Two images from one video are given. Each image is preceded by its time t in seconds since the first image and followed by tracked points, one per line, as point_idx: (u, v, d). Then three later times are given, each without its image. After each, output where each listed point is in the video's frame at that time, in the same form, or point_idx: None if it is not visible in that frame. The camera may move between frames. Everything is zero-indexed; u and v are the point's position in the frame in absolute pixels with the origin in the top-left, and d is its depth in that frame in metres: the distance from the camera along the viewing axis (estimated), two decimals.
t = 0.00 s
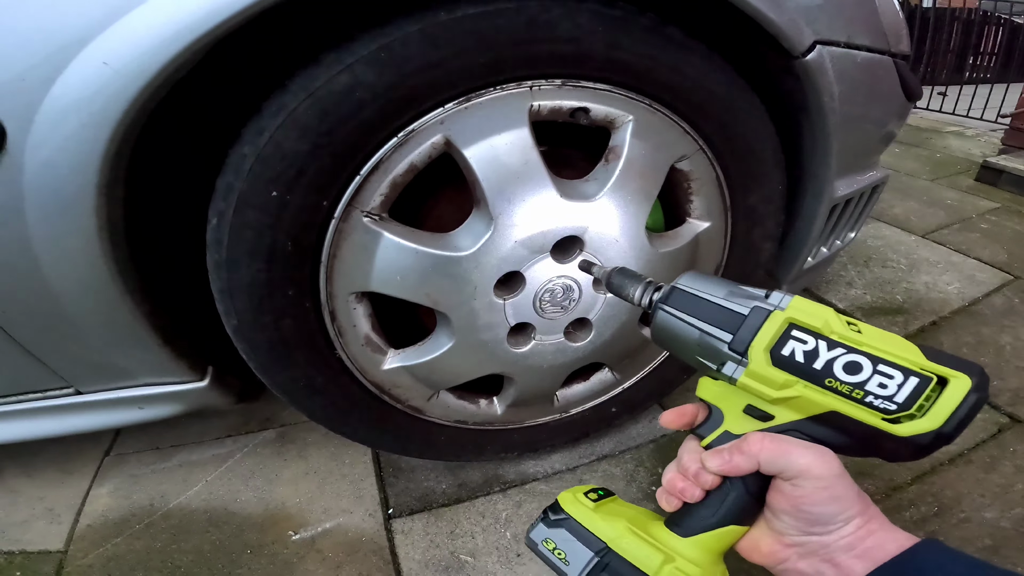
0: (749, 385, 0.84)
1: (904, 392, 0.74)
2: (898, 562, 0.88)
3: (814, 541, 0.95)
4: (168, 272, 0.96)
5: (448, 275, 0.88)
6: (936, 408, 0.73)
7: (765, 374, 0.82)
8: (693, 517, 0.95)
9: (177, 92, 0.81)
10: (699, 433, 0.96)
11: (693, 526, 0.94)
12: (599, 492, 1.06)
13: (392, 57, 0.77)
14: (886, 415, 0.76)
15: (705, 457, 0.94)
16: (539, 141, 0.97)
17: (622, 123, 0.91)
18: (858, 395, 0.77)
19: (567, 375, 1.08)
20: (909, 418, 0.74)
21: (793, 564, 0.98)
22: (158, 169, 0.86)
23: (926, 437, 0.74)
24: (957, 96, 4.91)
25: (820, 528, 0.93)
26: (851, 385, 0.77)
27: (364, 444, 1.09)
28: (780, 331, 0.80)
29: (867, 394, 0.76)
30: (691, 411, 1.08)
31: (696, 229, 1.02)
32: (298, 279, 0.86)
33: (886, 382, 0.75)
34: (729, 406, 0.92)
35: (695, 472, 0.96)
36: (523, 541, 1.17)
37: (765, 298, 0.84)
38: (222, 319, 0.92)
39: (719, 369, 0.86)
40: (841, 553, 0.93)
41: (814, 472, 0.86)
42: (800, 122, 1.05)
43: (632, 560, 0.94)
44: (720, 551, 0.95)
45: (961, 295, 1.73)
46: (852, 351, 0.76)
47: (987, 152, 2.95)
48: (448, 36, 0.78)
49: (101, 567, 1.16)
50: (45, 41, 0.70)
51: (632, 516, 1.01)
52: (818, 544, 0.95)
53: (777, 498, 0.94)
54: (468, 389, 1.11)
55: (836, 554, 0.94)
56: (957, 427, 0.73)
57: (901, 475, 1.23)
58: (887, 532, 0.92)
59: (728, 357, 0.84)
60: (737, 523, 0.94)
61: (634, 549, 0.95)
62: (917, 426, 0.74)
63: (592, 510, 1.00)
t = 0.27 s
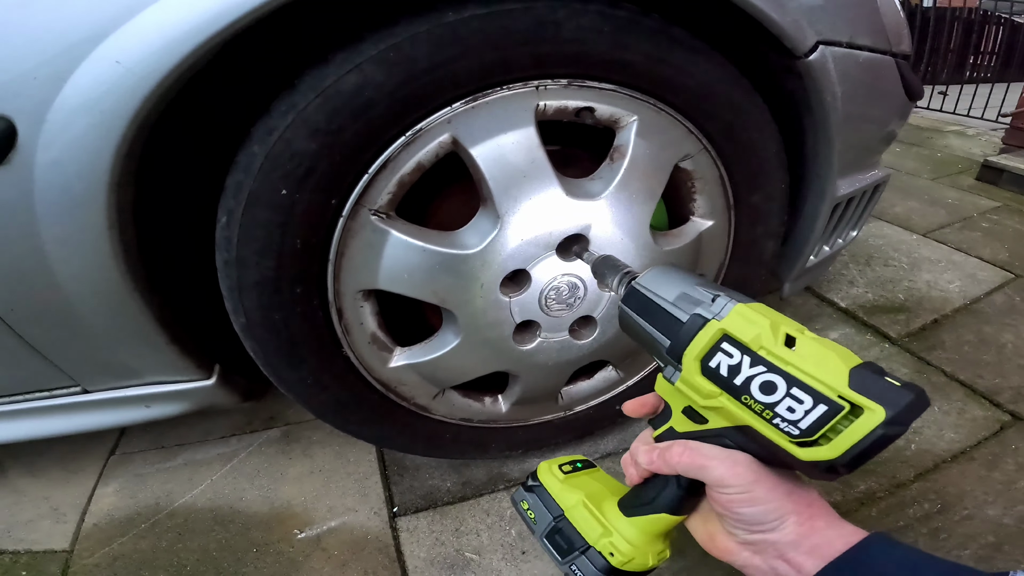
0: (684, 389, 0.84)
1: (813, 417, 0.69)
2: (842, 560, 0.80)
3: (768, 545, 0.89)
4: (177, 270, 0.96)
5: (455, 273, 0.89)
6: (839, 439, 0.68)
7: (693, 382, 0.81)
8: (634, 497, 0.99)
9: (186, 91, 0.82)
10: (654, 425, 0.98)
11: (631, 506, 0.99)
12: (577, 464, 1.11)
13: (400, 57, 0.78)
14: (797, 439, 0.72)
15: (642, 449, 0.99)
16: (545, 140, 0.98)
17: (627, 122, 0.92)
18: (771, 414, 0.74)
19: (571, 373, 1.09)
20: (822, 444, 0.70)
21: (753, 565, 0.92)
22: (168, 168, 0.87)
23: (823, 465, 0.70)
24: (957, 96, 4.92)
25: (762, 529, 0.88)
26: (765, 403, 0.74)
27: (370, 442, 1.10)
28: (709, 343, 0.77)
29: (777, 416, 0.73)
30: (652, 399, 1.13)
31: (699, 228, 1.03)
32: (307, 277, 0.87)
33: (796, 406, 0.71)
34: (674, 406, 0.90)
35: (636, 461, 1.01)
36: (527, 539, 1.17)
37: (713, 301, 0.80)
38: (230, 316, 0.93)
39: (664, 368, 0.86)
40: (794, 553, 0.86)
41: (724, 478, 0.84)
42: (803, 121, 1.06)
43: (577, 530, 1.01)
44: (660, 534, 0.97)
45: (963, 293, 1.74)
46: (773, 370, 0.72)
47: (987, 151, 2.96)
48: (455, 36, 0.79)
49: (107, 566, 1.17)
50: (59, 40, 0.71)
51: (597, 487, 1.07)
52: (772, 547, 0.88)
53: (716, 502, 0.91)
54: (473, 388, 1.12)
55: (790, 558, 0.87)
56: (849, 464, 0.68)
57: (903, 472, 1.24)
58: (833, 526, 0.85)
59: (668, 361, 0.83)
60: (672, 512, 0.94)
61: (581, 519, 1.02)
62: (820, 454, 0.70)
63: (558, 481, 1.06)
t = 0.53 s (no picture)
0: (644, 388, 0.84)
1: (745, 418, 0.69)
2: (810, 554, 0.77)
3: (740, 538, 0.86)
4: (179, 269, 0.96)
5: (458, 272, 0.89)
6: (769, 441, 0.67)
7: (648, 381, 0.81)
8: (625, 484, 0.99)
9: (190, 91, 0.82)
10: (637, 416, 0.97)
11: (623, 491, 0.99)
12: (586, 451, 1.12)
13: (403, 55, 0.78)
14: (734, 439, 0.72)
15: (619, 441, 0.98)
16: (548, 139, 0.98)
17: (629, 121, 0.92)
18: (710, 415, 0.73)
19: (574, 372, 1.09)
20: (757, 444, 0.69)
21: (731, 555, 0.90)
22: (171, 167, 0.87)
23: (759, 466, 0.70)
24: (958, 95, 4.91)
25: (729, 523, 0.85)
26: (705, 403, 0.74)
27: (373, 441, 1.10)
28: (656, 344, 0.77)
29: (714, 417, 0.73)
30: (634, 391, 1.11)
31: (702, 227, 1.03)
32: (310, 276, 0.87)
33: (731, 408, 0.70)
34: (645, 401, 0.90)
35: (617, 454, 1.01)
36: (530, 538, 1.17)
37: (668, 300, 0.78)
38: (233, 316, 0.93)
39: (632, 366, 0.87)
40: (765, 546, 0.82)
41: (686, 472, 0.83)
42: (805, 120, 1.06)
43: (580, 514, 1.03)
44: (654, 518, 0.97)
45: (965, 292, 1.74)
46: (710, 371, 0.72)
47: (989, 150, 2.96)
48: (459, 35, 0.79)
49: (110, 566, 1.17)
50: (63, 39, 0.71)
51: (603, 473, 1.07)
52: (744, 540, 0.85)
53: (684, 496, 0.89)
54: (475, 387, 1.12)
55: (762, 550, 0.83)
56: (779, 465, 0.67)
57: (906, 471, 1.24)
58: (802, 519, 0.82)
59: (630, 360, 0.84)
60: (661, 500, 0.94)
61: (580, 503, 1.03)
62: (754, 455, 0.69)
63: (565, 468, 1.08)
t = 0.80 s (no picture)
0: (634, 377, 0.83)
1: (714, 409, 0.68)
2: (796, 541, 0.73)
3: (729, 523, 0.83)
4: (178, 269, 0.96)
5: (458, 270, 0.89)
6: (737, 432, 0.65)
7: (634, 371, 0.80)
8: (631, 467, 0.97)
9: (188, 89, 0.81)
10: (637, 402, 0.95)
11: (629, 475, 0.98)
12: (598, 435, 1.08)
13: (403, 53, 0.78)
14: (707, 428, 0.70)
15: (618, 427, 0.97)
16: (549, 137, 0.97)
17: (631, 119, 0.91)
18: (686, 405, 0.72)
19: (575, 371, 1.09)
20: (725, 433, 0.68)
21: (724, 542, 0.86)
22: (169, 166, 0.87)
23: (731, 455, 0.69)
24: (958, 95, 4.90)
25: (717, 508, 0.82)
26: (681, 393, 0.72)
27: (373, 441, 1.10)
28: (638, 335, 0.76)
29: (689, 406, 0.71)
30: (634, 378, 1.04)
31: (703, 225, 1.03)
32: (309, 275, 0.86)
33: (703, 398, 0.69)
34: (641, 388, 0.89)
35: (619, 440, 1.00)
36: (531, 538, 1.17)
37: (647, 289, 0.77)
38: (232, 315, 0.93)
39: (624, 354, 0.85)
40: (756, 531, 0.79)
41: (674, 458, 0.81)
42: (807, 118, 1.06)
43: (588, 496, 1.02)
44: (659, 500, 0.96)
45: (967, 291, 1.73)
46: (684, 361, 0.70)
47: (990, 149, 2.95)
48: (459, 32, 0.78)
49: (109, 566, 1.17)
50: (61, 38, 0.71)
51: (614, 455, 1.04)
52: (733, 526, 0.82)
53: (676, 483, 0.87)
54: (476, 387, 1.12)
55: (753, 536, 0.80)
56: (748, 455, 0.66)
57: (908, 471, 1.23)
58: (790, 504, 0.78)
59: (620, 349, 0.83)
60: (664, 482, 0.94)
61: (588, 486, 1.02)
62: (723, 444, 0.68)
63: (576, 452, 1.05)
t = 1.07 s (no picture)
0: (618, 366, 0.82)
1: (677, 398, 0.66)
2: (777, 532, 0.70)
3: (715, 509, 0.81)
4: (172, 268, 0.95)
5: (455, 269, 0.87)
6: (697, 421, 0.64)
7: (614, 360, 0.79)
8: (632, 451, 0.96)
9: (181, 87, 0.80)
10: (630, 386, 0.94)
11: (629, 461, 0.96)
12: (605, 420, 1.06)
13: (398, 49, 0.77)
14: (674, 416, 0.69)
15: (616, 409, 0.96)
16: (547, 134, 0.96)
17: (629, 116, 0.90)
18: (655, 394, 0.71)
19: (574, 371, 1.08)
20: (688, 422, 0.67)
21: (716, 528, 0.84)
22: (163, 164, 0.86)
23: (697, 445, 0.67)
24: (959, 93, 4.89)
25: (703, 494, 0.81)
26: (650, 383, 0.71)
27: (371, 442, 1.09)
28: (613, 326, 0.75)
29: (658, 396, 0.70)
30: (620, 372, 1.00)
31: (703, 223, 1.01)
32: (304, 274, 0.85)
33: (667, 388, 0.68)
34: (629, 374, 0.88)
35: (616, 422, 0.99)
36: (530, 539, 1.16)
37: (618, 279, 0.76)
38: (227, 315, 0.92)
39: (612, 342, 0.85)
40: (741, 517, 0.77)
41: (657, 445, 0.81)
42: (808, 115, 1.04)
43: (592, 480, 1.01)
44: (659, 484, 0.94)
45: (968, 290, 1.72)
46: (650, 351, 0.69)
47: (991, 147, 2.94)
48: (455, 28, 0.77)
49: (106, 568, 1.16)
50: (50, 34, 0.70)
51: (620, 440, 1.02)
52: (719, 512, 0.80)
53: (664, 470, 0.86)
54: (474, 387, 1.11)
55: (738, 522, 0.78)
56: (710, 446, 0.64)
57: (911, 471, 1.22)
58: (772, 489, 0.75)
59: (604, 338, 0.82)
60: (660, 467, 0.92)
61: (593, 470, 1.01)
62: (689, 433, 0.67)
63: (582, 438, 1.04)
